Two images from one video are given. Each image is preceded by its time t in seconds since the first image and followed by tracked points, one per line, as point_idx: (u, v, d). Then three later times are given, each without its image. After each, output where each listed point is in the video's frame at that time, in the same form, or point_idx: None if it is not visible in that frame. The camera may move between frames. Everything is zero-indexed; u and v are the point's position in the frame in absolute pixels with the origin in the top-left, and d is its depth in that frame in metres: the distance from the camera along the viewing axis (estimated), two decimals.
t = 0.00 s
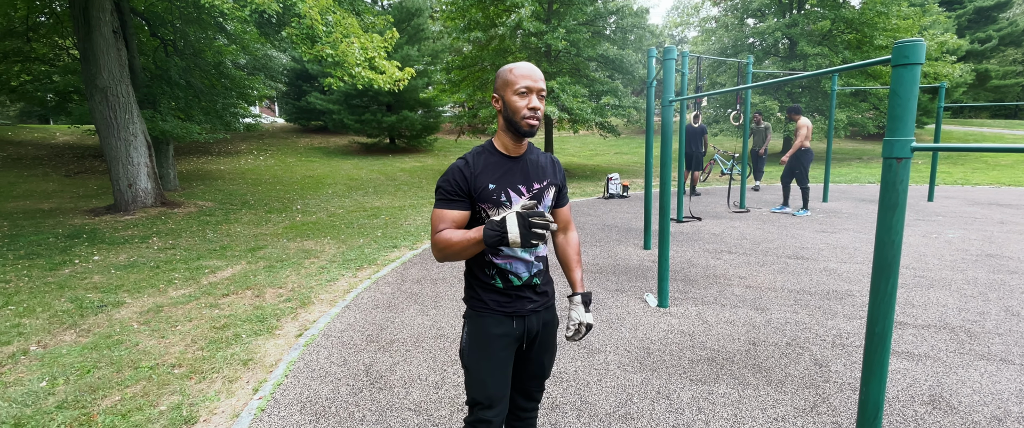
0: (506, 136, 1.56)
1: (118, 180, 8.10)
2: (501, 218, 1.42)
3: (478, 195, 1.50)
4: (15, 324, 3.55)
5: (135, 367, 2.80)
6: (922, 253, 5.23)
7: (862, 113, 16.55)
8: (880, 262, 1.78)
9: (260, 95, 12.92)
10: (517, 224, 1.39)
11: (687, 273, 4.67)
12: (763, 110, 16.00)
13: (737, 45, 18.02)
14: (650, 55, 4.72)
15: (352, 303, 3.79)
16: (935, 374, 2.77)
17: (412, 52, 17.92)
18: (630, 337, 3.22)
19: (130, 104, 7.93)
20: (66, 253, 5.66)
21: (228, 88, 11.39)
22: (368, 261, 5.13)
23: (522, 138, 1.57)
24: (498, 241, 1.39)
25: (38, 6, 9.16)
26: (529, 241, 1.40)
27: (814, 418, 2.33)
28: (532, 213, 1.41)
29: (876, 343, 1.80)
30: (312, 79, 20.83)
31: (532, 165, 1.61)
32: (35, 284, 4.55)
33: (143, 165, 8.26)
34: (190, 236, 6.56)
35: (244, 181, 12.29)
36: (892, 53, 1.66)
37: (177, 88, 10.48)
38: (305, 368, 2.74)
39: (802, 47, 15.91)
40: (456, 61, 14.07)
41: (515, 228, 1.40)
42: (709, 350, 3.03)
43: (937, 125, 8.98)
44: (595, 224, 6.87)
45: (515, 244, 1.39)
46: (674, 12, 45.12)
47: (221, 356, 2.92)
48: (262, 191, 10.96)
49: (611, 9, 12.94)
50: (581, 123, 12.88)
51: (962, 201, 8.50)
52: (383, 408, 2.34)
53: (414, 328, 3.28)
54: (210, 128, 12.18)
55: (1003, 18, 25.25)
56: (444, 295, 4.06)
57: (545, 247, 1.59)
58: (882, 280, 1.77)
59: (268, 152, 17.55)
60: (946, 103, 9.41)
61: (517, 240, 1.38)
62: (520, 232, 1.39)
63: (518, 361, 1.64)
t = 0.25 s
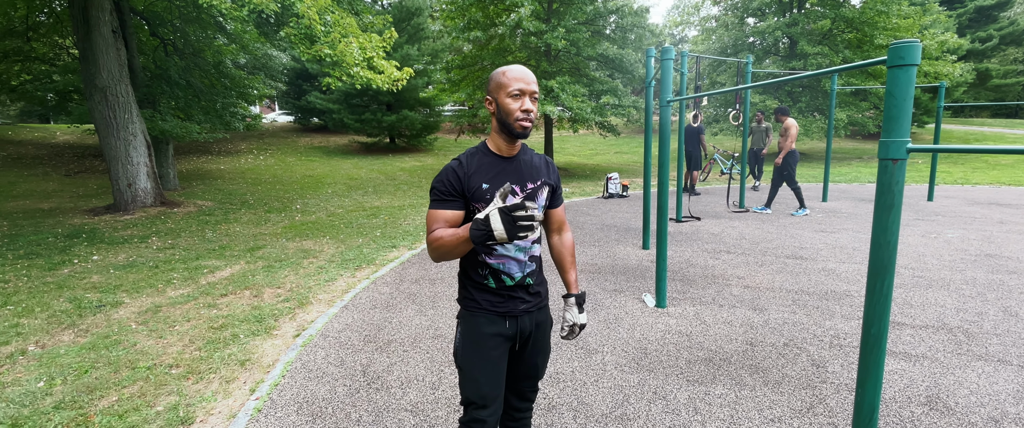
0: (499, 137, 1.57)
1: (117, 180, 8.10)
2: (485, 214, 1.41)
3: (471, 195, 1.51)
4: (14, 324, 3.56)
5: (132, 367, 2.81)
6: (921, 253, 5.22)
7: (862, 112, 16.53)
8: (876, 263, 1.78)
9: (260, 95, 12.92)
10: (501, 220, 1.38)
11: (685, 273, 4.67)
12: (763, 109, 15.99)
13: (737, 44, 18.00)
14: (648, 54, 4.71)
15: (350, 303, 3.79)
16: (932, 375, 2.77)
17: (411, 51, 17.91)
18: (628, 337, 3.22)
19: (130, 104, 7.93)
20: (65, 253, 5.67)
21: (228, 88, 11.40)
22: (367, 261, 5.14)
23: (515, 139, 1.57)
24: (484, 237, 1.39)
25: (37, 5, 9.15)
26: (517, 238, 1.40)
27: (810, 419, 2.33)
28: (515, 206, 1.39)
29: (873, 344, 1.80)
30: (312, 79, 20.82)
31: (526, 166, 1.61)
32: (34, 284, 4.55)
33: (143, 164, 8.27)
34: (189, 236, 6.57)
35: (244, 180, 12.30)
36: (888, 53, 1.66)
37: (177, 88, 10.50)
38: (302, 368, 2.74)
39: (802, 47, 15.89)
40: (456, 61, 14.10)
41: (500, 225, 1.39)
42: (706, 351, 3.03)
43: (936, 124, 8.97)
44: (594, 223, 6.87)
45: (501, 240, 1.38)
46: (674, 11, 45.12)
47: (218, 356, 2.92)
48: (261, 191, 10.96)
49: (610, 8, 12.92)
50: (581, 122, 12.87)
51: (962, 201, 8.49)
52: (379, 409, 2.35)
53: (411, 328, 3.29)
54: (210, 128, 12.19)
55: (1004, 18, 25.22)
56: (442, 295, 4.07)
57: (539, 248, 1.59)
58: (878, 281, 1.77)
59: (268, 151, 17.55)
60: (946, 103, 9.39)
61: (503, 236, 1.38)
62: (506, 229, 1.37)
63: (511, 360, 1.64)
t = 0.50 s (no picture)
0: (490, 140, 1.58)
1: (117, 181, 8.12)
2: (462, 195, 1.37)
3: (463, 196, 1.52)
4: (12, 324, 3.57)
5: (129, 368, 2.82)
6: (919, 254, 5.22)
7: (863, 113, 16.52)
8: (870, 265, 1.78)
9: (260, 95, 12.94)
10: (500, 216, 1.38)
11: (683, 273, 4.67)
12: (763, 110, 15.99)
13: (737, 44, 17.98)
14: (646, 55, 4.70)
15: (348, 304, 3.80)
16: (927, 376, 2.77)
17: (411, 51, 17.93)
18: (624, 338, 3.23)
19: (129, 104, 7.95)
20: (64, 253, 5.68)
21: (228, 88, 11.42)
22: (365, 261, 5.15)
23: (506, 143, 1.58)
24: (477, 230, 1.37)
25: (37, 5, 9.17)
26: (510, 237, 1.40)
27: (805, 420, 2.33)
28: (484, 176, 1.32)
29: (865, 346, 1.80)
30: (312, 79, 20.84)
31: (518, 169, 1.63)
32: (33, 284, 4.57)
33: (142, 165, 8.28)
34: (188, 236, 6.58)
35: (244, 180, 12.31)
36: (880, 56, 1.66)
37: (177, 89, 10.51)
38: (298, 369, 2.75)
39: (802, 47, 15.89)
40: (455, 61, 14.13)
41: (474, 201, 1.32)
42: (702, 352, 3.03)
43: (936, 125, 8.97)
44: (592, 224, 6.88)
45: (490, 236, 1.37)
46: (675, 11, 45.13)
47: (215, 357, 2.93)
48: (261, 191, 10.98)
49: (610, 9, 12.93)
50: (580, 122, 12.87)
51: (961, 201, 8.49)
52: (375, 410, 2.35)
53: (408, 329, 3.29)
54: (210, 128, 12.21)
55: (1004, 18, 25.22)
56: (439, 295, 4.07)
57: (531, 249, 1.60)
58: (872, 283, 1.77)
59: (268, 151, 17.57)
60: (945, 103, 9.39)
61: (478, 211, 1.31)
62: (479, 202, 1.30)
63: (503, 361, 1.65)
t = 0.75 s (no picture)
0: (481, 140, 1.59)
1: (118, 180, 8.15)
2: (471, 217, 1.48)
3: (454, 196, 1.53)
4: (12, 324, 3.59)
5: (127, 366, 2.83)
6: (917, 254, 5.22)
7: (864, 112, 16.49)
8: (861, 264, 1.78)
9: (261, 95, 12.98)
10: (499, 229, 1.45)
11: (680, 273, 4.68)
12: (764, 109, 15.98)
13: (738, 44, 17.96)
14: (644, 55, 4.69)
15: (345, 303, 3.81)
16: (922, 376, 2.78)
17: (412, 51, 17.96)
18: (619, 338, 3.24)
19: (130, 104, 7.98)
20: (64, 253, 5.71)
21: (229, 88, 11.46)
22: (364, 261, 5.17)
23: (497, 142, 1.59)
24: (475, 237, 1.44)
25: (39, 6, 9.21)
26: (503, 247, 1.47)
27: (799, 420, 2.33)
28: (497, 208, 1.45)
29: (857, 345, 1.80)
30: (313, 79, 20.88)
31: (509, 169, 1.63)
32: (33, 283, 4.59)
33: (143, 165, 8.31)
34: (188, 236, 6.61)
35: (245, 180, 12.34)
36: (871, 56, 1.65)
37: (178, 89, 10.55)
38: (294, 368, 2.76)
39: (803, 47, 15.87)
40: (456, 61, 14.15)
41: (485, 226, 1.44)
42: (697, 351, 3.04)
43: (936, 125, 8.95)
44: (591, 224, 6.89)
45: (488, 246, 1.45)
46: (676, 11, 45.10)
47: (212, 356, 2.95)
48: (262, 191, 11.00)
49: (610, 9, 12.93)
50: (580, 122, 12.88)
51: (961, 201, 8.47)
52: (370, 408, 2.37)
53: (404, 328, 3.30)
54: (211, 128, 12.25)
55: (1006, 17, 25.16)
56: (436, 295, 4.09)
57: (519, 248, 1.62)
58: (863, 283, 1.77)
59: (269, 151, 17.61)
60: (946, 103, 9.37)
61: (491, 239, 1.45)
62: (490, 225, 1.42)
63: (491, 359, 1.66)
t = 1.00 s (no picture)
0: (472, 140, 1.62)
1: (121, 180, 8.20)
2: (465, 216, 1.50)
3: (442, 195, 1.57)
4: (14, 322, 3.62)
5: (128, 364, 2.86)
6: (917, 254, 5.21)
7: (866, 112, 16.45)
8: (854, 264, 1.77)
9: (263, 95, 13.04)
10: (483, 225, 1.47)
11: (679, 273, 4.69)
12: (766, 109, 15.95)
13: (740, 44, 17.91)
14: (643, 55, 4.70)
15: (345, 302, 3.84)
16: (918, 376, 2.78)
17: (414, 52, 18.00)
18: (617, 337, 3.25)
19: (133, 104, 8.02)
20: (68, 252, 5.76)
21: (231, 88, 11.52)
22: (364, 260, 5.19)
23: (486, 142, 1.61)
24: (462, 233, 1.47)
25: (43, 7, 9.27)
26: (490, 244, 1.48)
27: (793, 418, 2.35)
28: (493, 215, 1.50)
29: (850, 345, 1.79)
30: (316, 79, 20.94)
31: (499, 169, 1.65)
32: (36, 282, 4.63)
33: (146, 164, 8.36)
34: (190, 235, 6.64)
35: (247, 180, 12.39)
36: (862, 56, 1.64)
37: (181, 89, 10.60)
38: (293, 366, 2.79)
39: (805, 47, 15.85)
40: (457, 62, 14.18)
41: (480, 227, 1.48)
42: (694, 350, 3.05)
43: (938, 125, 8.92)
44: (591, 223, 6.90)
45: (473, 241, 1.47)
46: (679, 11, 44.98)
47: (212, 354, 2.97)
48: (264, 190, 11.04)
49: (612, 9, 12.92)
50: (582, 122, 12.88)
51: (963, 201, 8.45)
52: (367, 406, 2.39)
53: (403, 327, 3.32)
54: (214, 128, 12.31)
55: (1010, 17, 25.05)
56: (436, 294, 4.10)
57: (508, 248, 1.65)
58: (855, 282, 1.76)
59: (272, 151, 17.67)
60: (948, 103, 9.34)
61: (479, 239, 1.47)
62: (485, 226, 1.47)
63: (481, 355, 1.69)
